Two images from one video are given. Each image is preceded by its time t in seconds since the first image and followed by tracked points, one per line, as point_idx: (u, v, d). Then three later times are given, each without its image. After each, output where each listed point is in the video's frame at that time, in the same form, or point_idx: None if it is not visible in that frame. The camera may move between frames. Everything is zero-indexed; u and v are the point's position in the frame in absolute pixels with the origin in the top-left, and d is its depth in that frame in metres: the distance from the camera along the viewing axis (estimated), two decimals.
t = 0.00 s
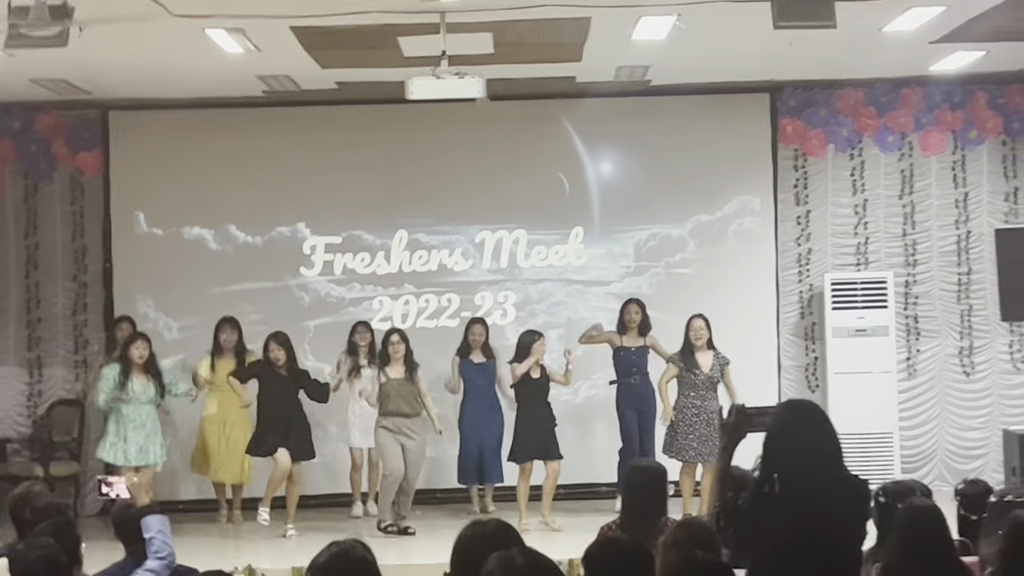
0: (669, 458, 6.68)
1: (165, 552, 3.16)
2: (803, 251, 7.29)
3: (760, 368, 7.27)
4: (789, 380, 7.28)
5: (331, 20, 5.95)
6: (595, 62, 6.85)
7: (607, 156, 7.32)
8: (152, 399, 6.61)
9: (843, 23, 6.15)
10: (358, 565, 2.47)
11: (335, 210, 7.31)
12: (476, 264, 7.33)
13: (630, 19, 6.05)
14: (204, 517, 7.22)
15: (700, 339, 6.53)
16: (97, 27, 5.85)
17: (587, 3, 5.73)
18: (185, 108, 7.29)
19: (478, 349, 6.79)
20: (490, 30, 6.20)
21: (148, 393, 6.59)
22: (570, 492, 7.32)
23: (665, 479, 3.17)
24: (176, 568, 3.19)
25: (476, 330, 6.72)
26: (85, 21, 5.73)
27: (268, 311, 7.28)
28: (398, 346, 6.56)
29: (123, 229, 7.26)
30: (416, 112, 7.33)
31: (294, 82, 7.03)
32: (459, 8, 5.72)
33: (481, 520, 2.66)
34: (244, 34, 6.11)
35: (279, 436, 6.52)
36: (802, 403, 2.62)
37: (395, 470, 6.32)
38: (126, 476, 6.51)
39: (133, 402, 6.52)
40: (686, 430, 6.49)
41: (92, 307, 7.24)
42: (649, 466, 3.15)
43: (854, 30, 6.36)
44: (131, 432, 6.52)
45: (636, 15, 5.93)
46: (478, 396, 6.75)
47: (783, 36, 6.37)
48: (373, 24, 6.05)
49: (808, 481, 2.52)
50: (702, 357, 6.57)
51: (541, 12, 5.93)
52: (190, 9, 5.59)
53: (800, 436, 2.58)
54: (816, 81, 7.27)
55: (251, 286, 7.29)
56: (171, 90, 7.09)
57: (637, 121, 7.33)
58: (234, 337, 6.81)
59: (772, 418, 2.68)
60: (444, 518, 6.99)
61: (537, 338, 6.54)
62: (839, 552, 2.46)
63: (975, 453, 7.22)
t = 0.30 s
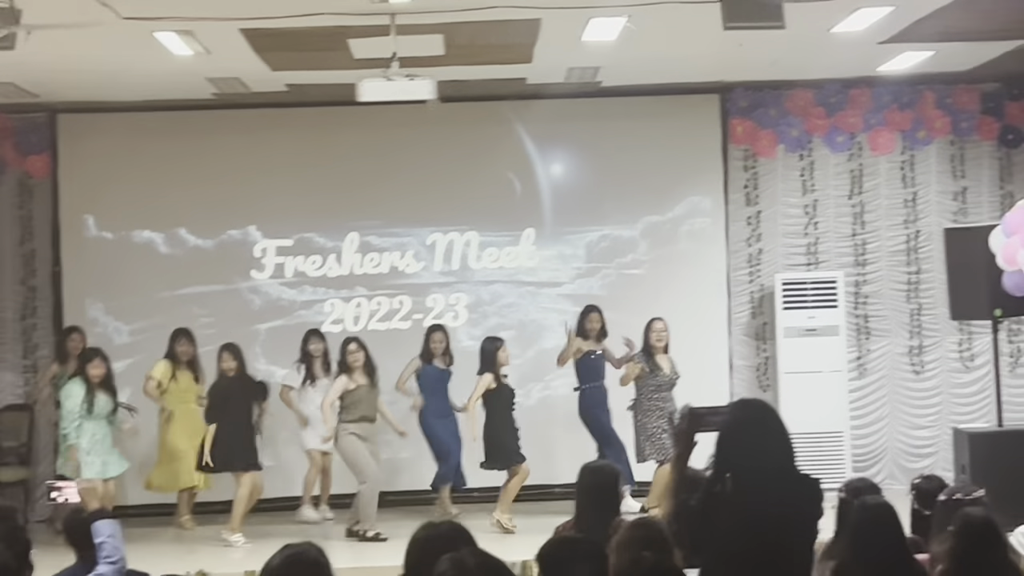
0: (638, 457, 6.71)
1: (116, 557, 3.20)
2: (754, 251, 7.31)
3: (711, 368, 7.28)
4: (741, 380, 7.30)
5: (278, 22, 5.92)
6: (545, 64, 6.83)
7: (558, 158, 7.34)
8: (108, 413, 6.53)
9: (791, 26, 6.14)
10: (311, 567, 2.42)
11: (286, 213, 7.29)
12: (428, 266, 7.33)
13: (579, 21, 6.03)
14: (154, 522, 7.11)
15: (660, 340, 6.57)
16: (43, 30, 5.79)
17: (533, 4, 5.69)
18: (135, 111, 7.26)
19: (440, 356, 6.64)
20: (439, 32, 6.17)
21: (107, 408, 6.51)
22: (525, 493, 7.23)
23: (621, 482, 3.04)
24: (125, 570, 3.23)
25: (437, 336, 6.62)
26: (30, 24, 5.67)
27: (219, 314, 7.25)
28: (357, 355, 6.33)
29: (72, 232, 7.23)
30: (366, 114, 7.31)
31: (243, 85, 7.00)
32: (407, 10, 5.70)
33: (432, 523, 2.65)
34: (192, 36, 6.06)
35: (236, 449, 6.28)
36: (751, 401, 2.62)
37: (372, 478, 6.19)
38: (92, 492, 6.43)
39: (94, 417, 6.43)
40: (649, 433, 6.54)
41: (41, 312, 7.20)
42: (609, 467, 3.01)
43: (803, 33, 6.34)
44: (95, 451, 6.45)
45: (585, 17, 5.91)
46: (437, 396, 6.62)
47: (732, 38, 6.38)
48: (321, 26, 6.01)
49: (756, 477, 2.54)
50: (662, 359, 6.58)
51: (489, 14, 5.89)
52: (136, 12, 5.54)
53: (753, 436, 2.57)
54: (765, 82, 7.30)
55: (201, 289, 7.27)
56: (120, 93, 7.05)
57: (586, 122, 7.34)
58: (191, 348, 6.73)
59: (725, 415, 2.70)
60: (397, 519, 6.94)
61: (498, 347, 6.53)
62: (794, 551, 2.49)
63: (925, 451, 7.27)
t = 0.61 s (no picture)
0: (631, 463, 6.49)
1: (96, 566, 3.17)
2: (737, 253, 7.32)
3: (694, 371, 7.27)
4: (725, 382, 7.30)
5: (258, 28, 5.91)
6: (527, 68, 6.83)
7: (540, 161, 7.33)
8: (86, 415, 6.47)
9: (772, 28, 6.12)
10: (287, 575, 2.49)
11: (268, 218, 7.28)
12: (411, 270, 7.32)
13: (560, 25, 6.01)
14: (137, 528, 7.08)
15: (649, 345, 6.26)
16: (23, 37, 5.77)
17: (513, 8, 5.69)
18: (116, 118, 7.26)
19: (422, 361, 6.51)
20: (420, 36, 6.16)
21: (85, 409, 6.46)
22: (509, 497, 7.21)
23: (603, 489, 3.07)
24: None
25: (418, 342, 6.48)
26: (10, 30, 5.65)
27: (202, 320, 7.24)
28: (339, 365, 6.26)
29: (54, 239, 7.22)
30: (349, 119, 7.32)
31: (225, 90, 7.00)
32: (387, 14, 5.69)
33: (413, 530, 2.63)
34: (173, 42, 6.05)
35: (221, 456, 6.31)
36: (732, 409, 2.62)
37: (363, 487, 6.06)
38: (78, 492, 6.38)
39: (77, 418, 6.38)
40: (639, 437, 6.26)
41: (24, 318, 7.21)
42: (596, 474, 3.05)
43: (784, 36, 6.32)
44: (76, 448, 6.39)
45: (565, 21, 5.90)
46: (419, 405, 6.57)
47: (714, 41, 6.36)
48: (301, 31, 6.00)
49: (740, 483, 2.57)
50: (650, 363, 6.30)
51: (468, 18, 5.87)
52: (116, 18, 5.53)
53: (731, 443, 2.59)
54: (747, 85, 7.31)
55: (183, 295, 7.26)
56: (102, 100, 7.05)
57: (569, 126, 7.34)
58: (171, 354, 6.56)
59: (701, 424, 2.69)
60: (381, 524, 6.91)
61: (488, 356, 6.27)
62: (780, 556, 2.56)
63: (910, 453, 7.27)
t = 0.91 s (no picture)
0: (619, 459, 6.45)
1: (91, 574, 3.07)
2: (729, 257, 7.32)
3: (687, 374, 7.28)
4: (718, 385, 7.30)
5: (250, 34, 5.90)
6: (517, 72, 6.83)
7: (533, 166, 7.34)
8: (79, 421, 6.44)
9: (764, 31, 6.11)
10: None
11: (260, 225, 7.29)
12: (404, 275, 7.32)
13: (551, 29, 6.01)
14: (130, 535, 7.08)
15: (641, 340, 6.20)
16: (15, 44, 5.76)
17: (504, 13, 5.68)
18: (108, 124, 7.26)
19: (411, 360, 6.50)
20: (411, 42, 6.15)
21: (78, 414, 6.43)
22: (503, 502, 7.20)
23: (597, 490, 3.17)
24: None
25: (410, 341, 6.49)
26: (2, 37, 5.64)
27: (195, 327, 7.24)
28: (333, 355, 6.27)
29: (46, 246, 7.22)
30: (341, 124, 7.32)
31: (216, 97, 7.00)
32: (379, 20, 5.68)
33: (408, 536, 2.64)
34: (164, 48, 6.05)
35: (206, 458, 6.27)
36: (726, 413, 2.61)
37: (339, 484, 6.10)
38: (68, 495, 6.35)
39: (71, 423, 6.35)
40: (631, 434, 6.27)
41: (16, 326, 7.20)
42: (591, 480, 3.15)
43: (776, 39, 6.32)
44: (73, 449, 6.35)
45: (556, 25, 5.90)
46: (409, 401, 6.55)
47: (706, 43, 6.36)
48: (293, 37, 6.00)
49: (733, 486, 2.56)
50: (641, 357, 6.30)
51: (459, 24, 5.87)
52: (107, 25, 5.52)
53: (725, 445, 2.59)
54: (739, 88, 7.32)
55: (176, 301, 7.26)
56: (94, 106, 7.05)
57: (561, 130, 7.34)
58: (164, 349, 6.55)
59: (695, 427, 2.70)
60: (375, 529, 6.90)
61: (478, 355, 6.26)
62: (776, 558, 2.52)
63: (903, 455, 7.27)
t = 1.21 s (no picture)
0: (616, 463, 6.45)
1: None
2: (728, 257, 7.33)
3: (686, 375, 7.28)
4: (718, 386, 7.31)
5: (249, 37, 5.90)
6: (516, 73, 6.83)
7: (531, 167, 7.34)
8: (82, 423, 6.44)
9: (762, 31, 6.12)
10: None
11: (258, 227, 7.29)
12: (403, 277, 7.32)
13: (549, 30, 6.01)
14: (131, 538, 7.07)
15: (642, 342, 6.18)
16: (14, 47, 5.77)
17: (503, 15, 5.68)
18: (106, 127, 7.26)
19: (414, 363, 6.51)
20: (410, 43, 6.16)
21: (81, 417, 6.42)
22: (503, 503, 7.20)
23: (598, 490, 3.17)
24: None
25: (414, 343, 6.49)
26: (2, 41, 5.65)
27: (195, 330, 7.24)
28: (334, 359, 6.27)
29: (45, 249, 7.22)
30: (339, 127, 7.32)
31: (214, 99, 7.00)
32: (378, 22, 5.68)
33: (410, 536, 2.64)
34: (163, 51, 6.05)
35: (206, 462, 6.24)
36: (728, 412, 2.69)
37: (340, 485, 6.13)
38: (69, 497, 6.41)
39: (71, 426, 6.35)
40: (631, 439, 6.26)
41: (15, 329, 7.20)
42: (590, 481, 3.15)
43: (774, 39, 6.32)
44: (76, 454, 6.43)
45: (555, 26, 5.90)
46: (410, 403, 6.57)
47: (703, 44, 6.36)
48: (293, 39, 6.01)
49: (736, 484, 2.62)
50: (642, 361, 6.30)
51: (458, 25, 5.87)
52: (107, 28, 5.53)
53: (728, 445, 2.66)
54: (736, 89, 7.32)
55: (175, 304, 7.26)
56: (93, 110, 7.05)
57: (559, 131, 7.35)
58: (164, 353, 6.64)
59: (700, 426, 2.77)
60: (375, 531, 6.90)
61: (474, 354, 6.27)
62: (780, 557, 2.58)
63: (902, 455, 7.28)
